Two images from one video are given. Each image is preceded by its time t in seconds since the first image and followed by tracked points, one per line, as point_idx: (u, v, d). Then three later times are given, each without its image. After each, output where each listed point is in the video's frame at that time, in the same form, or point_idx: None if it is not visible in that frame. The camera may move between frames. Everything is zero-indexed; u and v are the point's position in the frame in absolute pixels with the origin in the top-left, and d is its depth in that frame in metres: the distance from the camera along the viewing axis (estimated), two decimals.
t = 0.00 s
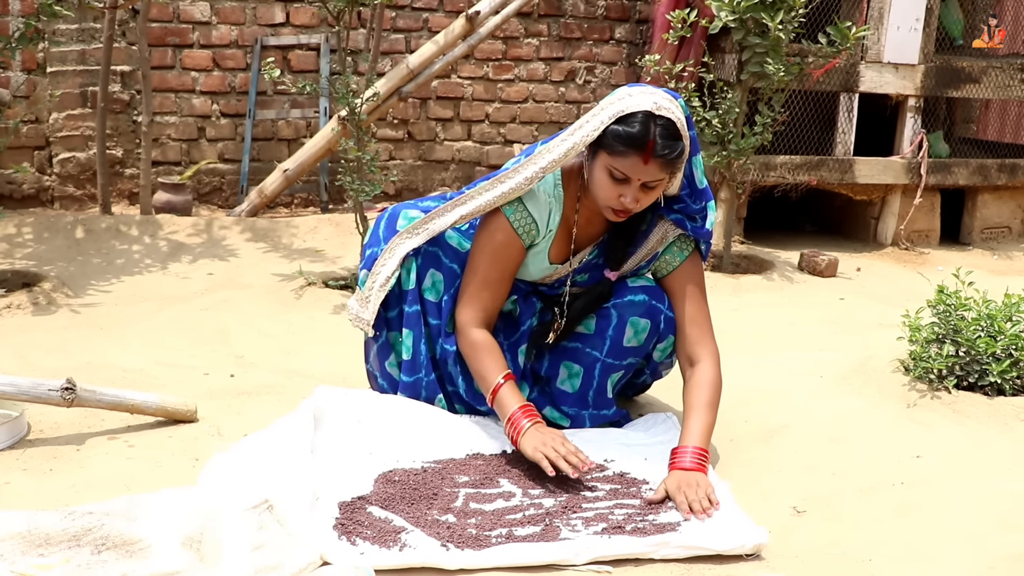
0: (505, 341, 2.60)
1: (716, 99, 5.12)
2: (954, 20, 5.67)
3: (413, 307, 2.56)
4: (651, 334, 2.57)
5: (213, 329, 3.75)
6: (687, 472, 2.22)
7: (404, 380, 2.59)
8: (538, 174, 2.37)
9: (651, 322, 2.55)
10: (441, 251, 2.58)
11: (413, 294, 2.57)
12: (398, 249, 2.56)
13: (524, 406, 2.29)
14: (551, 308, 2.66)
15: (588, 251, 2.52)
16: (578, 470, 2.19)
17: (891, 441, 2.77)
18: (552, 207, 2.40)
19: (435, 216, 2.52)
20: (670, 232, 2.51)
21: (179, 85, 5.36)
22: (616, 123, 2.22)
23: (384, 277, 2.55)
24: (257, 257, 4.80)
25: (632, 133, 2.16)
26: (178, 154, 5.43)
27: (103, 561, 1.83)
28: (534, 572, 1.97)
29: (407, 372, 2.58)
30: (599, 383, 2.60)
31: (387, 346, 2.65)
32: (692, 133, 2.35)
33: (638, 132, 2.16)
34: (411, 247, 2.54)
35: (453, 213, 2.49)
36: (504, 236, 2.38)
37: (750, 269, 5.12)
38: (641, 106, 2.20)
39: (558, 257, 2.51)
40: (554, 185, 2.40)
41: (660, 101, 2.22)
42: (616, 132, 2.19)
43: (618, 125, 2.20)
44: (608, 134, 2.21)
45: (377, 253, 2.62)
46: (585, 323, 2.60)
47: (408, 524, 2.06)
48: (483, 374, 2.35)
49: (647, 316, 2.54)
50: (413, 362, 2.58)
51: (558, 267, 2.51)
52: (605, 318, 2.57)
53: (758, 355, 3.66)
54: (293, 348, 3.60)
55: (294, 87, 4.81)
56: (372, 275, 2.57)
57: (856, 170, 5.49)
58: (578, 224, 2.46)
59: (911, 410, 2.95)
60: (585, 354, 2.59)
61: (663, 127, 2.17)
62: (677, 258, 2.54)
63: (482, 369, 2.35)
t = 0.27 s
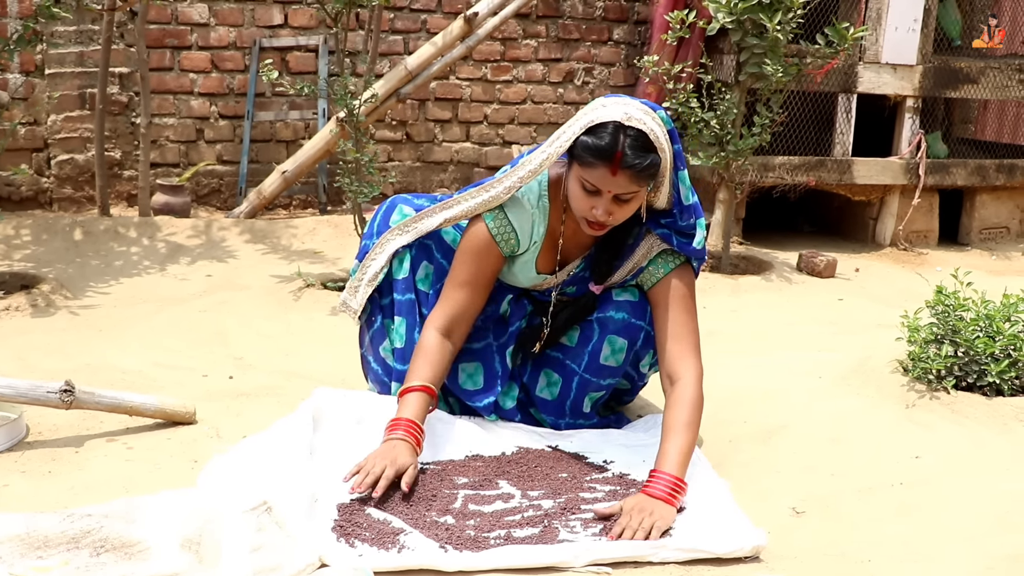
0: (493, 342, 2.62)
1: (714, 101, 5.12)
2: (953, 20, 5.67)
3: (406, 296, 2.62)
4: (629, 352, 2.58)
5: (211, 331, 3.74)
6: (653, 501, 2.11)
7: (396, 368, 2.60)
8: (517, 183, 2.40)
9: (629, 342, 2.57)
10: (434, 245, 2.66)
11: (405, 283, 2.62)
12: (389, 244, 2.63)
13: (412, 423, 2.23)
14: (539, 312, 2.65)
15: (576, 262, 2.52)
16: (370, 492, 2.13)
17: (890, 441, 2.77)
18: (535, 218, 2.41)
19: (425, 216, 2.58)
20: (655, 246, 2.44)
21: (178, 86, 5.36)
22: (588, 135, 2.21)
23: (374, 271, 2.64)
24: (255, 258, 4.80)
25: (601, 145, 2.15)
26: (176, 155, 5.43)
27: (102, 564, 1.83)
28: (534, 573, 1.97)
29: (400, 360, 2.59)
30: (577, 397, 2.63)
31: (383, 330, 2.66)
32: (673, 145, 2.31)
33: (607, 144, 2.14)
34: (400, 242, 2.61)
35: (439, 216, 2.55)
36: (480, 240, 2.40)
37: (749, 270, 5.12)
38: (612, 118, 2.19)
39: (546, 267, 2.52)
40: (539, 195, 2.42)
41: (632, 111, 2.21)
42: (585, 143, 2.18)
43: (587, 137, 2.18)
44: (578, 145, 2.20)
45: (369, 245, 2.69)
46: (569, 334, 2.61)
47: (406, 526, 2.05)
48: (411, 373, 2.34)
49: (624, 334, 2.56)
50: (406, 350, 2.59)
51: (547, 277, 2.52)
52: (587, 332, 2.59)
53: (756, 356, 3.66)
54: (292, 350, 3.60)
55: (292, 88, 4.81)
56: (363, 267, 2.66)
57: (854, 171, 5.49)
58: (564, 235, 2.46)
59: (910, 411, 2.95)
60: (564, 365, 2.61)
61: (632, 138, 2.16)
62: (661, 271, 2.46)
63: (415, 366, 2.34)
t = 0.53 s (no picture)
0: (485, 344, 2.61)
1: (712, 102, 5.12)
2: (950, 21, 5.68)
3: (405, 289, 2.62)
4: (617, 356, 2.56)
5: (209, 333, 3.74)
6: (583, 486, 2.17)
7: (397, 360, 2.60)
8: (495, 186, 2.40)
9: (617, 343, 2.54)
10: (434, 244, 2.66)
11: (405, 277, 2.63)
12: (383, 250, 2.66)
13: (417, 433, 2.24)
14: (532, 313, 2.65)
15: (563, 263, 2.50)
16: (416, 508, 2.12)
17: (887, 443, 2.77)
18: (518, 219, 2.40)
19: (414, 219, 2.60)
20: (634, 243, 2.41)
21: (176, 87, 5.35)
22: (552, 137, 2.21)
23: (372, 279, 2.68)
24: (253, 260, 4.80)
25: (562, 146, 2.14)
26: (174, 156, 5.43)
27: (99, 565, 1.82)
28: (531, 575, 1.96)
29: (399, 351, 2.59)
30: (567, 399, 2.61)
31: (384, 323, 2.66)
32: (644, 143, 2.29)
33: (569, 145, 2.14)
34: (393, 247, 2.63)
35: (427, 220, 2.57)
36: (464, 242, 2.41)
37: (747, 272, 5.12)
38: (573, 118, 2.19)
39: (535, 268, 2.51)
40: (519, 195, 2.40)
41: (594, 111, 2.21)
42: (549, 146, 2.17)
43: (551, 139, 2.18)
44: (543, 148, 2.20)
45: (367, 254, 2.73)
46: (559, 338, 2.60)
47: (404, 527, 2.06)
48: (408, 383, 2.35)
49: (611, 337, 2.53)
50: (405, 343, 2.59)
51: (535, 278, 2.51)
52: (575, 335, 2.57)
53: (754, 357, 3.66)
54: (290, 351, 3.60)
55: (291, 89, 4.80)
56: (362, 275, 2.70)
57: (852, 172, 5.49)
58: (547, 235, 2.44)
59: (908, 412, 2.96)
60: (555, 368, 2.60)
61: (595, 139, 2.15)
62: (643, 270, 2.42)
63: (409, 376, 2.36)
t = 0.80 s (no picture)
0: (486, 336, 2.62)
1: (710, 104, 5.12)
2: (947, 24, 5.70)
3: (399, 285, 2.64)
4: (619, 341, 2.55)
5: (208, 335, 3.74)
6: (590, 461, 2.32)
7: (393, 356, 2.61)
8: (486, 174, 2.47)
9: (620, 328, 2.53)
10: (427, 239, 2.70)
11: (399, 273, 2.65)
12: (377, 250, 2.68)
13: (477, 427, 2.34)
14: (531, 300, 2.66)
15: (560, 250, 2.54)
16: (518, 493, 2.24)
17: (885, 445, 2.77)
18: (513, 208, 2.45)
19: (405, 215, 2.65)
20: (630, 226, 2.45)
21: (174, 90, 5.35)
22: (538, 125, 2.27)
23: (367, 282, 2.69)
24: (252, 262, 4.80)
25: (548, 135, 2.20)
26: (173, 159, 5.43)
27: (98, 568, 1.83)
28: None
29: (395, 347, 2.60)
30: (567, 386, 2.60)
31: (379, 321, 2.68)
32: (632, 129, 2.34)
33: (554, 132, 2.20)
34: (387, 247, 2.66)
35: (419, 213, 2.62)
36: (464, 237, 2.45)
37: (745, 274, 5.13)
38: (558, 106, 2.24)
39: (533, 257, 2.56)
40: (513, 185, 2.45)
41: (579, 99, 2.26)
42: (536, 134, 2.24)
43: (537, 127, 2.24)
44: (531, 136, 2.26)
45: (361, 259, 2.74)
46: (559, 324, 2.60)
47: (403, 530, 2.06)
48: (447, 383, 2.42)
49: (613, 322, 2.53)
50: (402, 337, 2.61)
51: (531, 268, 2.55)
52: (576, 321, 2.57)
53: (752, 360, 3.66)
54: (288, 354, 3.60)
55: (290, 93, 4.80)
56: (356, 281, 2.70)
57: (850, 174, 5.49)
58: (542, 224, 2.49)
59: (906, 414, 2.96)
60: (555, 354, 2.60)
61: (579, 125, 2.21)
62: (641, 253, 2.46)
63: (445, 377, 2.42)
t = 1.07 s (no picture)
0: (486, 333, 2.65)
1: (708, 108, 5.13)
2: (945, 28, 5.79)
3: (394, 285, 2.66)
4: (625, 325, 2.53)
5: (206, 338, 3.74)
6: (635, 452, 2.38)
7: (389, 356, 2.62)
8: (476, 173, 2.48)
9: (627, 314, 2.51)
10: (422, 239, 2.70)
11: (394, 274, 2.68)
12: (373, 253, 2.70)
13: (519, 430, 2.35)
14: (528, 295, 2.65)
15: (556, 248, 2.53)
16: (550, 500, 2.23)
17: (883, 448, 2.77)
18: (507, 210, 2.45)
19: (400, 217, 2.66)
20: (628, 219, 2.49)
21: (173, 92, 5.36)
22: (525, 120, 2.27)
23: (363, 284, 2.70)
24: (250, 265, 4.80)
25: (535, 130, 2.21)
26: (171, 161, 5.43)
27: (97, 570, 1.82)
28: None
29: (392, 347, 2.61)
30: (574, 373, 2.59)
31: (375, 322, 2.68)
32: (620, 124, 2.35)
33: (541, 127, 2.21)
34: (382, 250, 2.68)
35: (411, 216, 2.63)
36: (465, 243, 2.44)
37: (744, 277, 5.13)
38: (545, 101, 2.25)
39: (529, 256, 2.56)
40: (504, 186, 2.45)
41: (566, 95, 2.26)
42: (523, 129, 2.24)
43: (525, 122, 2.25)
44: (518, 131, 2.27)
45: (357, 262, 2.76)
46: (559, 316, 2.59)
47: (402, 532, 2.06)
48: (478, 392, 2.40)
49: (617, 306, 2.51)
50: (399, 336, 2.62)
51: (529, 266, 2.56)
52: (577, 312, 2.56)
53: (751, 363, 3.66)
54: (287, 356, 3.60)
55: (289, 95, 4.80)
56: (353, 284, 2.72)
57: (849, 178, 5.50)
58: (535, 224, 2.49)
59: (904, 418, 2.96)
60: (560, 344, 2.58)
61: (566, 120, 2.21)
62: (643, 246, 2.51)
63: (477, 387, 2.40)
